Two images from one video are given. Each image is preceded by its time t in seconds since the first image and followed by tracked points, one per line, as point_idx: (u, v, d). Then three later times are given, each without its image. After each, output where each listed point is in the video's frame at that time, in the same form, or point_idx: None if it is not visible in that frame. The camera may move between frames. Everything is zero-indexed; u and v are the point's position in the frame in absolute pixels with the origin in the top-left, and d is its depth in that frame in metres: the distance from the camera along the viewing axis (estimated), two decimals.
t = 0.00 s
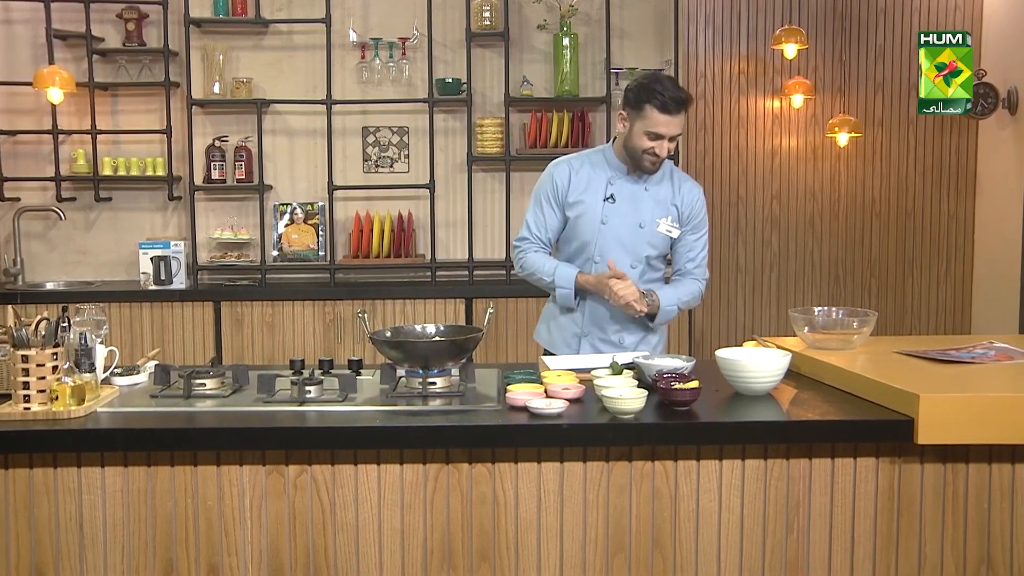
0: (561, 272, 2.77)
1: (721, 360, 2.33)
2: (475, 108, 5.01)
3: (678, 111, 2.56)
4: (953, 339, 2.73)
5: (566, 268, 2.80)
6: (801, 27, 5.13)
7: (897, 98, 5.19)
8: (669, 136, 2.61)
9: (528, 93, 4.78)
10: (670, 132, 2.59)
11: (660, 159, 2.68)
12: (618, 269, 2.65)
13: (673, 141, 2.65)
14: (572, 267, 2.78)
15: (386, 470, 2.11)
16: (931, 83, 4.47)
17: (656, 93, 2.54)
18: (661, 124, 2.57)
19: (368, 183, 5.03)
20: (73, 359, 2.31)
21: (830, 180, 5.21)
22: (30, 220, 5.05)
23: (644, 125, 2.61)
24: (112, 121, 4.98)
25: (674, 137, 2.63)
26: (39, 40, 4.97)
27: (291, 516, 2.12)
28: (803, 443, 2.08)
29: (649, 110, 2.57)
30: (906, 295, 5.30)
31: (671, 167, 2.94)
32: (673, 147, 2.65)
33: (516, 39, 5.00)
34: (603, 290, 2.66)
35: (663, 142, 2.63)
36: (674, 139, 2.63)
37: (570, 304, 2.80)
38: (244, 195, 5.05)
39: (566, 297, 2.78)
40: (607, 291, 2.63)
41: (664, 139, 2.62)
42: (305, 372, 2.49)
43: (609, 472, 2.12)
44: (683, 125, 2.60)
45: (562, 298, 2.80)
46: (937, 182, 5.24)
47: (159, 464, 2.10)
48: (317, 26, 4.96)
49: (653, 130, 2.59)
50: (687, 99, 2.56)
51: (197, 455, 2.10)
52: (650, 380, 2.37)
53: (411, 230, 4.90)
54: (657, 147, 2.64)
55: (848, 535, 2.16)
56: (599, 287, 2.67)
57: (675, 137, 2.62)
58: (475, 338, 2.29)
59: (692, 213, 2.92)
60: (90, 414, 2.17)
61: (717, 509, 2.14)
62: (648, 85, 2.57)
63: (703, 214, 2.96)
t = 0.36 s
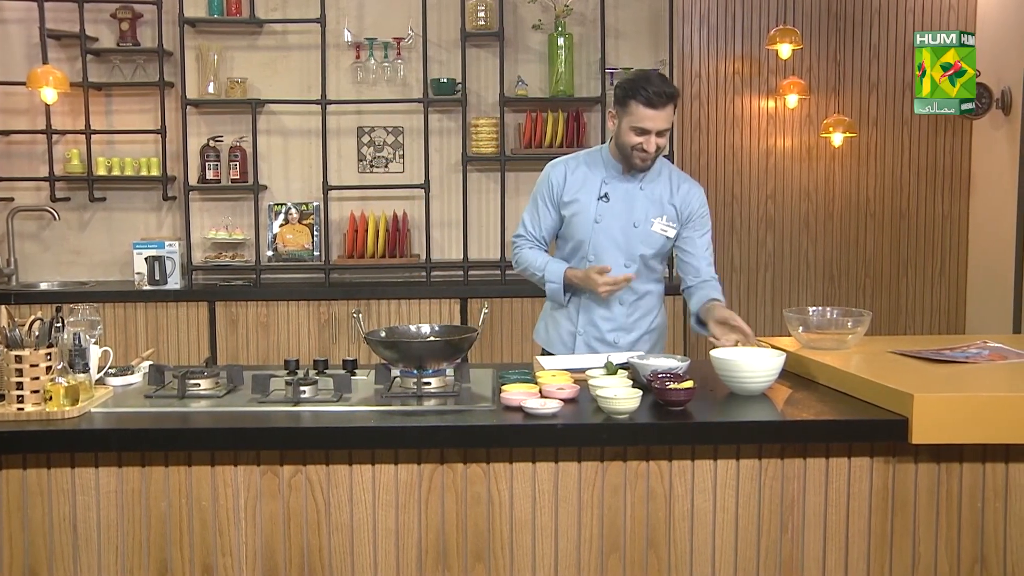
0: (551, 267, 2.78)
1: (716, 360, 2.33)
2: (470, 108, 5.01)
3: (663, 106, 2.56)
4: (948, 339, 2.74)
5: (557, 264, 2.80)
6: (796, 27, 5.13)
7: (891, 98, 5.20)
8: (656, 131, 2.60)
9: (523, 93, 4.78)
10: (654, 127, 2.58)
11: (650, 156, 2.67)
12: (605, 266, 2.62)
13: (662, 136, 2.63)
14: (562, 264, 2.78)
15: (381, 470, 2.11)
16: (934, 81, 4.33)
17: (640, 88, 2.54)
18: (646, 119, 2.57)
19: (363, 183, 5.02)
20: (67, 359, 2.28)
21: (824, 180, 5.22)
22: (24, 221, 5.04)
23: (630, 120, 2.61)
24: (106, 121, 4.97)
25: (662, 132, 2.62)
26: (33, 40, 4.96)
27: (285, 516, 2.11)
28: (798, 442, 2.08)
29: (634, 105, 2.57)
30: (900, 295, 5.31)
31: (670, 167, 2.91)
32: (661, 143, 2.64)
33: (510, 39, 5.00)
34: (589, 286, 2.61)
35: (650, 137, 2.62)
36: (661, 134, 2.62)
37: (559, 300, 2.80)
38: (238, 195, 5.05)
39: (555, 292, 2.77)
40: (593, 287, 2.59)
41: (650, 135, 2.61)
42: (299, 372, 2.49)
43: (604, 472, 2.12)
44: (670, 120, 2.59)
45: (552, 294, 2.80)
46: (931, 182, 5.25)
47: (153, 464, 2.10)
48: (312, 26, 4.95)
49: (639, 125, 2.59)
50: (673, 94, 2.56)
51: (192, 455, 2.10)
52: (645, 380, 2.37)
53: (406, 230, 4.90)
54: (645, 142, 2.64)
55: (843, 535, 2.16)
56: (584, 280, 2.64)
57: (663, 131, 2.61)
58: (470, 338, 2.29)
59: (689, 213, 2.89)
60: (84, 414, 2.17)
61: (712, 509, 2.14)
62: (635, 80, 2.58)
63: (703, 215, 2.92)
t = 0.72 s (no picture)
0: (539, 270, 2.88)
1: (713, 360, 2.34)
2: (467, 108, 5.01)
3: (638, 106, 2.57)
4: (945, 339, 2.74)
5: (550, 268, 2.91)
6: (793, 27, 5.13)
7: (887, 99, 5.21)
8: (632, 130, 2.61)
9: (520, 93, 4.78)
10: (629, 126, 2.60)
11: (630, 155, 2.67)
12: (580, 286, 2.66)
13: (640, 136, 2.63)
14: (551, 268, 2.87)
15: (378, 470, 2.11)
16: (942, 82, 4.29)
17: (615, 88, 2.56)
18: (620, 118, 2.59)
19: (360, 183, 5.02)
20: (64, 359, 2.29)
21: (821, 180, 5.22)
22: (20, 221, 5.03)
23: (608, 120, 2.64)
24: (103, 121, 4.96)
25: (639, 132, 2.62)
26: (30, 40, 4.96)
27: (282, 516, 2.11)
28: (795, 442, 2.08)
29: (609, 105, 2.60)
30: (897, 294, 5.31)
31: (668, 168, 2.88)
32: (639, 143, 2.65)
33: (508, 39, 5.00)
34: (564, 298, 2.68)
35: (627, 137, 2.63)
36: (639, 134, 2.62)
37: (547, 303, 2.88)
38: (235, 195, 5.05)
39: (540, 296, 2.85)
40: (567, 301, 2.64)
41: (627, 134, 2.63)
42: (296, 372, 2.49)
43: (601, 472, 2.12)
44: (646, 120, 2.59)
45: (539, 297, 2.87)
46: (927, 182, 5.25)
47: (150, 464, 2.10)
48: (309, 26, 4.95)
49: (614, 124, 2.61)
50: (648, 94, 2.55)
51: (189, 456, 2.10)
52: (642, 380, 2.38)
53: (403, 230, 4.90)
54: (623, 142, 2.65)
55: (840, 534, 2.16)
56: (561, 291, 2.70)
57: (639, 131, 2.61)
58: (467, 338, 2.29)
59: (685, 214, 2.83)
60: (81, 414, 2.17)
61: (709, 509, 2.14)
62: (614, 80, 2.60)
63: (704, 216, 2.84)
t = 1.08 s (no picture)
0: (536, 272, 2.90)
1: (702, 356, 2.34)
2: (465, 108, 5.01)
3: (616, 105, 2.56)
4: (942, 339, 2.74)
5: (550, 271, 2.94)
6: (791, 27, 5.14)
7: (885, 98, 5.21)
8: (611, 129, 2.61)
9: (517, 93, 4.78)
10: (608, 125, 2.59)
11: (613, 155, 2.67)
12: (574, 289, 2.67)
13: (621, 134, 2.63)
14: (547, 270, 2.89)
15: (376, 470, 2.11)
16: (949, 82, 4.30)
17: (592, 88, 2.56)
18: (598, 117, 2.59)
19: (358, 183, 5.02)
20: (61, 360, 2.27)
21: (818, 180, 5.22)
22: (18, 221, 5.03)
23: (588, 120, 2.64)
24: (101, 121, 4.96)
25: (619, 130, 2.62)
26: (27, 40, 4.95)
27: (280, 516, 2.11)
28: (792, 442, 2.08)
29: (587, 105, 2.60)
30: (895, 294, 5.31)
31: (660, 165, 2.87)
32: (621, 141, 2.64)
33: (505, 39, 5.00)
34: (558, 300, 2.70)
35: (608, 136, 2.63)
36: (619, 132, 2.62)
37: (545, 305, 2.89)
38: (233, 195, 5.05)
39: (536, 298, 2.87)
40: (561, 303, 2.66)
41: (607, 133, 2.63)
42: (294, 373, 2.48)
43: (599, 472, 2.12)
44: (624, 118, 2.59)
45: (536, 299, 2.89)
46: (925, 182, 5.25)
47: (148, 465, 2.10)
48: (307, 27, 4.95)
49: (594, 124, 2.61)
50: (625, 91, 2.54)
51: (187, 456, 2.10)
52: (640, 380, 2.38)
53: (401, 230, 4.90)
54: (604, 142, 2.65)
55: (837, 534, 2.17)
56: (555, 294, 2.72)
57: (619, 129, 2.61)
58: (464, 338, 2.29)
59: (678, 211, 2.83)
60: (79, 414, 2.17)
61: (707, 508, 2.14)
62: (591, 80, 2.60)
63: (697, 212, 2.82)
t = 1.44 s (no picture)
0: (529, 275, 2.89)
1: (691, 352, 2.35)
2: (462, 108, 5.01)
3: (604, 108, 2.56)
4: (939, 339, 2.75)
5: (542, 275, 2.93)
6: (788, 27, 5.14)
7: (881, 98, 5.22)
8: (600, 131, 2.61)
9: (514, 93, 4.78)
10: (597, 127, 2.60)
11: (603, 156, 2.68)
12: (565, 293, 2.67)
13: (610, 135, 2.63)
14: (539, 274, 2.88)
15: (373, 470, 2.11)
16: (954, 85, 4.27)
17: (581, 91, 2.56)
18: (587, 119, 2.59)
19: (355, 183, 5.02)
20: (58, 360, 2.30)
21: (815, 180, 5.23)
22: (15, 221, 5.02)
23: (577, 121, 2.64)
24: (97, 121, 4.96)
25: (608, 132, 2.62)
26: (23, 39, 4.95)
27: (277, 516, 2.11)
28: (789, 442, 2.08)
29: (576, 108, 2.60)
30: (892, 294, 5.32)
31: (651, 164, 2.88)
32: (610, 142, 2.65)
33: (502, 39, 5.00)
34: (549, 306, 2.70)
35: (597, 138, 2.63)
36: (608, 134, 2.62)
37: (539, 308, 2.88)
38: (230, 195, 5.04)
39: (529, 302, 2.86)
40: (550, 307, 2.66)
41: (596, 135, 2.63)
42: (291, 373, 2.48)
43: (596, 472, 2.12)
44: (612, 119, 2.59)
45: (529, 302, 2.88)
46: (922, 182, 5.26)
47: (144, 465, 2.10)
48: (304, 26, 4.95)
49: (583, 126, 2.62)
50: (614, 93, 2.54)
51: (183, 456, 2.09)
52: (636, 380, 2.38)
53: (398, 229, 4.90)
54: (594, 143, 2.65)
55: (834, 534, 2.17)
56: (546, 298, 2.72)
57: (608, 131, 2.61)
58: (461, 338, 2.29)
59: (671, 209, 2.84)
60: (75, 415, 2.16)
61: (704, 508, 2.15)
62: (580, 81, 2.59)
63: (689, 209, 2.84)
